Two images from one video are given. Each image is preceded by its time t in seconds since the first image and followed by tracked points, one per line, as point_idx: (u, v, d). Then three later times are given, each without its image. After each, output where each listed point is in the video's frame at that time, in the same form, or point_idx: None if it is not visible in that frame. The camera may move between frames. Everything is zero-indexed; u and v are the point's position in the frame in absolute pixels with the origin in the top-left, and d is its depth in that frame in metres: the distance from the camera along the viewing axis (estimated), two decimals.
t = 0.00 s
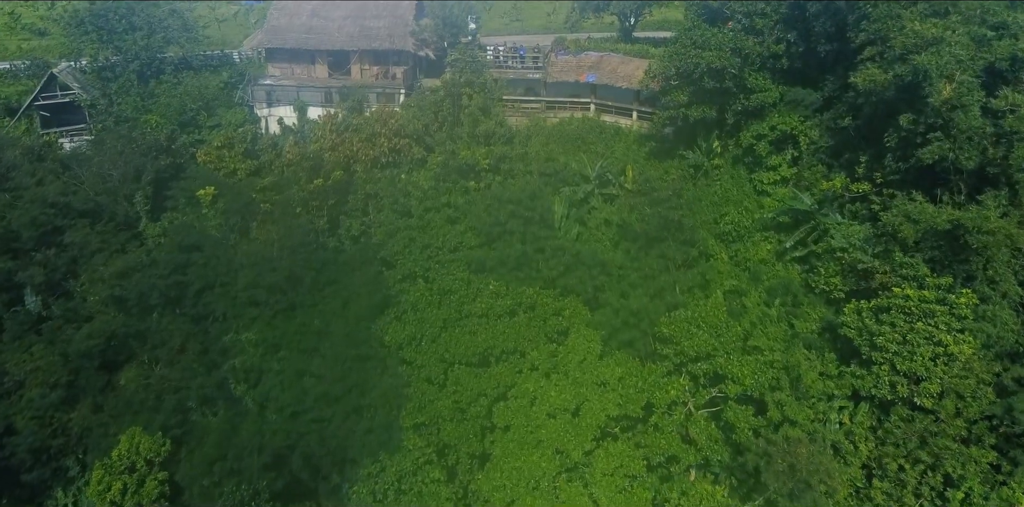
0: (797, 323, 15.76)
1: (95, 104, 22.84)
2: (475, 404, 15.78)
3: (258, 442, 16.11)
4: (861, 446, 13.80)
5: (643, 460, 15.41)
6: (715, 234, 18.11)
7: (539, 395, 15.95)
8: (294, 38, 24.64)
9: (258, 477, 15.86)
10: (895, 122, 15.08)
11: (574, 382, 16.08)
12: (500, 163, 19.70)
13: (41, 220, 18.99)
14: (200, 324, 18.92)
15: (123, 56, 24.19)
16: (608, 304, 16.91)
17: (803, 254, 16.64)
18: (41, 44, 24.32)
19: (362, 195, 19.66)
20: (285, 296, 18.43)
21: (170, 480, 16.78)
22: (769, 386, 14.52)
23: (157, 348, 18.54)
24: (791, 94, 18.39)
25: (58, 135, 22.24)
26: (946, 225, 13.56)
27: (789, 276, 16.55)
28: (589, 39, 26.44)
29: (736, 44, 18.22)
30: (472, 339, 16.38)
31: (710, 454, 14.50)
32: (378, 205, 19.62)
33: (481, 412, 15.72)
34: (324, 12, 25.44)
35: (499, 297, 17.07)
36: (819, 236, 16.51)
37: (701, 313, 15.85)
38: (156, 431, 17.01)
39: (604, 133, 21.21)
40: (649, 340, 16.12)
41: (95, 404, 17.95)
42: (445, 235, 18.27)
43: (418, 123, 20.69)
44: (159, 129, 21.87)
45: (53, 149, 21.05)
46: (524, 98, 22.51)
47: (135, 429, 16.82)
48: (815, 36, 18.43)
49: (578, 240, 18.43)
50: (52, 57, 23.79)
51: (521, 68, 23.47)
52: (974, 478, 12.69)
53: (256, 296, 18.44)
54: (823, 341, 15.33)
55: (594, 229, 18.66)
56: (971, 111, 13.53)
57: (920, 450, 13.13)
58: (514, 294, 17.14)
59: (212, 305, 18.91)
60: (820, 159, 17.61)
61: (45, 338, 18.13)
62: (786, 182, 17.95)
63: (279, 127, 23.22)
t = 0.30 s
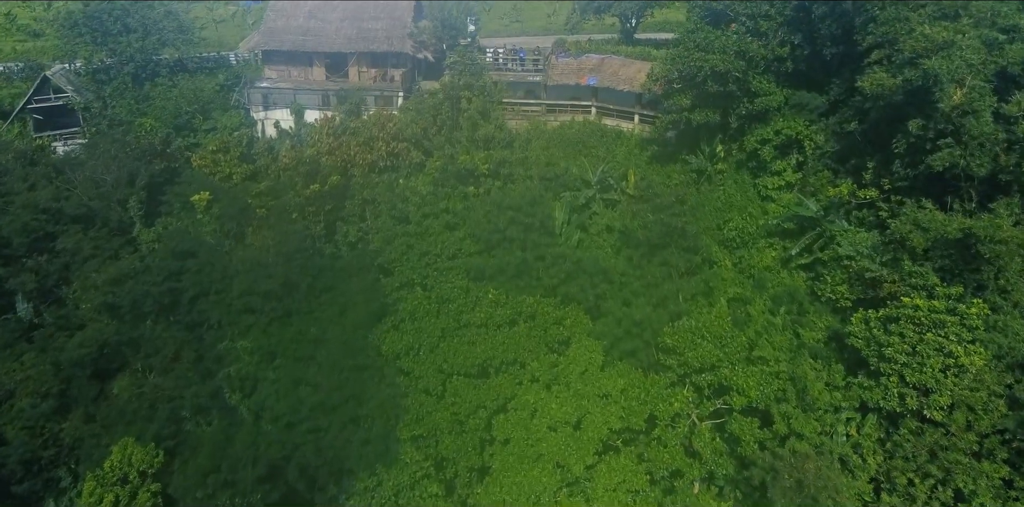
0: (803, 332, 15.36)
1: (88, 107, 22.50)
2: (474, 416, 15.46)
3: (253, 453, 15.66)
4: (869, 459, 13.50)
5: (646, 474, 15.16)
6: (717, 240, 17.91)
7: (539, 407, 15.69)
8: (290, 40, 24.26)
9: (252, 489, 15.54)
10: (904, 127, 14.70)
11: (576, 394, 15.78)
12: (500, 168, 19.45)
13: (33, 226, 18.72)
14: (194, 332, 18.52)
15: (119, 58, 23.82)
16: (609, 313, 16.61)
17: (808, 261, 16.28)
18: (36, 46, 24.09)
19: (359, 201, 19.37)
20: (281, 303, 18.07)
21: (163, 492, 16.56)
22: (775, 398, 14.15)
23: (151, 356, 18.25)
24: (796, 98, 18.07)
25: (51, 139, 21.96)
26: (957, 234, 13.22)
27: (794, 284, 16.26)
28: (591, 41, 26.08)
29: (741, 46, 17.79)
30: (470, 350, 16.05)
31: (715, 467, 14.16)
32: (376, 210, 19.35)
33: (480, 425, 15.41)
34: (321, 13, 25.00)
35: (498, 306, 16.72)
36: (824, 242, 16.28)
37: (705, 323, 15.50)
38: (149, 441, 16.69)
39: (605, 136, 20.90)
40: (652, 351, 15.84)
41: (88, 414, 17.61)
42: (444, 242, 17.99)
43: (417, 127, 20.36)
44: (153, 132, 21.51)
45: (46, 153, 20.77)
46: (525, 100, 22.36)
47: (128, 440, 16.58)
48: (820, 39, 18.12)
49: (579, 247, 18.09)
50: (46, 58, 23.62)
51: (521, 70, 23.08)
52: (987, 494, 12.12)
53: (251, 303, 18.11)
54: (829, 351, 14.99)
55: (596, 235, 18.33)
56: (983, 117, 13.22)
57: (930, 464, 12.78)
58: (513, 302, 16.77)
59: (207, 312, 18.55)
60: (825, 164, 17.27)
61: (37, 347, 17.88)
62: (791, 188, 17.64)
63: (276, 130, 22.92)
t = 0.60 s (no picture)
0: (809, 344, 15.06)
1: (82, 111, 22.14)
2: (472, 430, 15.16)
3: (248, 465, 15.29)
4: (878, 473, 13.06)
5: (649, 491, 14.72)
6: (721, 247, 17.60)
7: (540, 421, 15.38)
8: (287, 42, 24.01)
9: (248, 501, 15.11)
10: (914, 134, 14.34)
11: (577, 407, 15.47)
12: (500, 173, 19.06)
13: (24, 232, 18.39)
14: (188, 340, 18.25)
15: (112, 61, 23.42)
16: (612, 323, 16.28)
17: (814, 269, 15.97)
18: (30, 48, 23.80)
19: (356, 207, 18.99)
20: (276, 311, 17.70)
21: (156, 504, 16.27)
22: (781, 411, 13.82)
23: (143, 365, 17.88)
24: (801, 102, 17.71)
25: (44, 143, 21.61)
26: (969, 243, 12.86)
27: (799, 293, 15.95)
28: (591, 43, 25.75)
29: (745, 50, 17.48)
30: (469, 363, 15.78)
31: (719, 482, 13.78)
32: (373, 216, 18.97)
33: (479, 438, 15.07)
34: (317, 15, 24.65)
35: (496, 316, 16.39)
36: (830, 250, 15.90)
37: (710, 335, 15.20)
38: (141, 453, 16.36)
39: (607, 141, 20.58)
40: (655, 362, 15.54)
41: (79, 424, 17.32)
42: (442, 249, 17.71)
43: (415, 131, 19.97)
44: (148, 136, 21.22)
45: (38, 158, 20.42)
46: (525, 104, 22.03)
47: (119, 451, 16.24)
48: (827, 43, 17.55)
49: (580, 254, 17.74)
50: (39, 61, 23.27)
51: (521, 74, 22.43)
52: None
53: (246, 311, 17.76)
54: (836, 361, 14.68)
55: (597, 242, 17.96)
56: (995, 124, 12.89)
57: (941, 481, 12.31)
58: (513, 312, 16.46)
59: (201, 321, 18.19)
60: (832, 170, 16.96)
61: (27, 356, 17.54)
62: (796, 194, 17.32)
63: (272, 134, 22.58)
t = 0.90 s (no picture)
0: (816, 354, 14.69)
1: (74, 114, 21.75)
2: (471, 446, 14.79)
3: (239, 480, 15.07)
4: (889, 490, 12.42)
5: None
6: (724, 254, 17.23)
7: (541, 436, 15.00)
8: (283, 45, 23.53)
9: None
10: (925, 141, 13.96)
11: (579, 422, 15.13)
12: (499, 179, 18.74)
13: (14, 239, 18.03)
14: (183, 349, 17.77)
15: (106, 63, 23.13)
16: (615, 334, 15.91)
17: (821, 278, 15.56)
18: (24, 50, 23.57)
19: (353, 213, 18.68)
20: (271, 320, 17.35)
21: None
22: (788, 425, 13.54)
23: (135, 375, 17.41)
24: (807, 107, 17.38)
25: (35, 147, 21.26)
26: (983, 254, 12.53)
27: (806, 302, 15.57)
28: (592, 45, 25.40)
29: (750, 53, 17.13)
30: (468, 375, 15.43)
31: (726, 500, 13.44)
32: (371, 222, 18.64)
33: (477, 454, 14.69)
34: (314, 17, 24.25)
35: (496, 328, 16.07)
36: (838, 258, 15.54)
37: (716, 349, 14.71)
38: (132, 466, 16.06)
39: (611, 144, 20.34)
40: (659, 375, 15.10)
41: (69, 436, 16.93)
42: (440, 258, 17.27)
43: (412, 135, 19.59)
44: (141, 140, 20.86)
45: (29, 162, 20.02)
46: (525, 107, 21.63)
47: (110, 464, 15.96)
48: (835, 45, 17.11)
49: (581, 262, 17.31)
50: (32, 63, 22.96)
51: (520, 76, 21.92)
52: None
53: (240, 320, 17.39)
54: (843, 372, 14.29)
55: (598, 249, 17.56)
56: (1011, 131, 12.52)
57: (954, 498, 11.70)
58: (513, 323, 16.16)
59: (194, 329, 17.81)
60: (839, 177, 16.58)
61: (17, 366, 17.18)
62: (802, 200, 17.03)
63: (268, 138, 22.22)
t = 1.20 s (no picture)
0: (824, 367, 14.28)
1: (66, 119, 21.41)
2: (469, 464, 14.35)
3: (233, 498, 14.51)
4: None
5: None
6: (728, 262, 16.87)
7: (540, 453, 14.46)
8: (279, 47, 23.03)
9: None
10: (937, 149, 13.61)
11: (580, 439, 14.65)
12: (498, 186, 18.34)
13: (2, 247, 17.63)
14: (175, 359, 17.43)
15: (97, 66, 22.58)
16: (617, 347, 15.54)
17: (829, 288, 15.16)
18: (17, 53, 23.37)
19: (349, 221, 18.29)
20: (265, 329, 16.90)
21: None
22: (798, 440, 12.97)
23: (127, 386, 17.06)
24: (813, 112, 17.05)
25: (26, 152, 20.88)
26: (999, 266, 12.09)
27: (813, 313, 15.20)
28: (593, 48, 25.00)
29: (754, 58, 16.78)
30: (466, 390, 14.99)
31: None
32: (366, 229, 18.24)
33: (475, 472, 14.25)
34: (310, 20, 23.72)
35: (494, 341, 15.73)
36: (843, 267, 15.23)
37: (719, 361, 14.46)
38: (122, 481, 15.59)
39: (608, 155, 19.91)
40: (662, 390, 14.80)
41: (59, 449, 16.47)
42: (437, 268, 16.98)
43: (409, 141, 19.20)
44: (134, 144, 20.46)
45: (19, 168, 19.57)
46: (525, 111, 21.20)
47: (100, 479, 15.56)
48: (843, 49, 16.62)
49: (582, 271, 16.94)
50: (23, 66, 22.68)
51: (519, 79, 21.88)
52: None
53: (233, 330, 16.98)
54: (851, 386, 13.88)
55: (600, 257, 17.19)
56: None
57: None
58: (513, 336, 15.81)
59: (187, 340, 17.49)
60: (846, 184, 16.13)
61: (4, 377, 16.72)
62: (809, 207, 16.59)
63: (263, 143, 21.79)
